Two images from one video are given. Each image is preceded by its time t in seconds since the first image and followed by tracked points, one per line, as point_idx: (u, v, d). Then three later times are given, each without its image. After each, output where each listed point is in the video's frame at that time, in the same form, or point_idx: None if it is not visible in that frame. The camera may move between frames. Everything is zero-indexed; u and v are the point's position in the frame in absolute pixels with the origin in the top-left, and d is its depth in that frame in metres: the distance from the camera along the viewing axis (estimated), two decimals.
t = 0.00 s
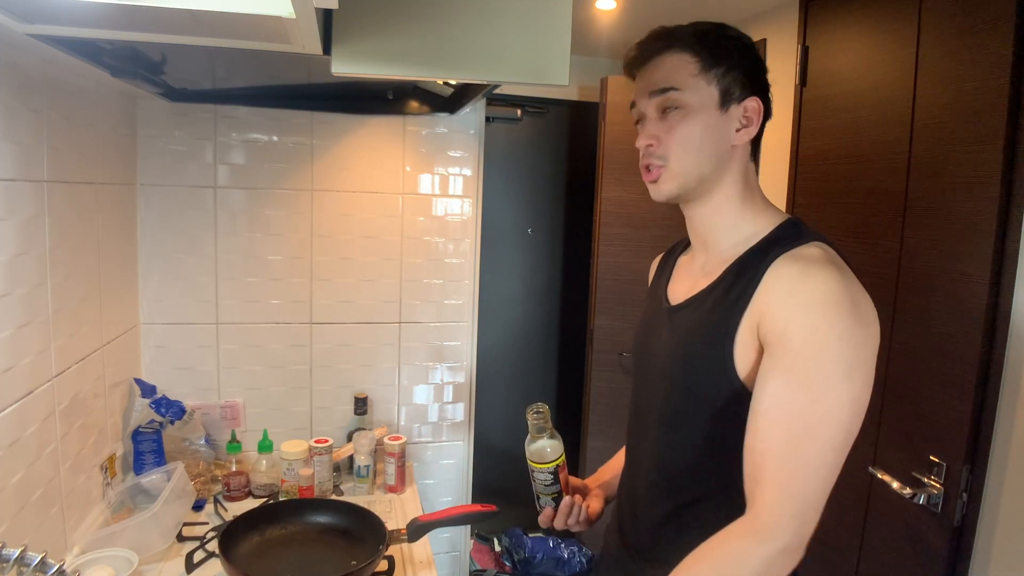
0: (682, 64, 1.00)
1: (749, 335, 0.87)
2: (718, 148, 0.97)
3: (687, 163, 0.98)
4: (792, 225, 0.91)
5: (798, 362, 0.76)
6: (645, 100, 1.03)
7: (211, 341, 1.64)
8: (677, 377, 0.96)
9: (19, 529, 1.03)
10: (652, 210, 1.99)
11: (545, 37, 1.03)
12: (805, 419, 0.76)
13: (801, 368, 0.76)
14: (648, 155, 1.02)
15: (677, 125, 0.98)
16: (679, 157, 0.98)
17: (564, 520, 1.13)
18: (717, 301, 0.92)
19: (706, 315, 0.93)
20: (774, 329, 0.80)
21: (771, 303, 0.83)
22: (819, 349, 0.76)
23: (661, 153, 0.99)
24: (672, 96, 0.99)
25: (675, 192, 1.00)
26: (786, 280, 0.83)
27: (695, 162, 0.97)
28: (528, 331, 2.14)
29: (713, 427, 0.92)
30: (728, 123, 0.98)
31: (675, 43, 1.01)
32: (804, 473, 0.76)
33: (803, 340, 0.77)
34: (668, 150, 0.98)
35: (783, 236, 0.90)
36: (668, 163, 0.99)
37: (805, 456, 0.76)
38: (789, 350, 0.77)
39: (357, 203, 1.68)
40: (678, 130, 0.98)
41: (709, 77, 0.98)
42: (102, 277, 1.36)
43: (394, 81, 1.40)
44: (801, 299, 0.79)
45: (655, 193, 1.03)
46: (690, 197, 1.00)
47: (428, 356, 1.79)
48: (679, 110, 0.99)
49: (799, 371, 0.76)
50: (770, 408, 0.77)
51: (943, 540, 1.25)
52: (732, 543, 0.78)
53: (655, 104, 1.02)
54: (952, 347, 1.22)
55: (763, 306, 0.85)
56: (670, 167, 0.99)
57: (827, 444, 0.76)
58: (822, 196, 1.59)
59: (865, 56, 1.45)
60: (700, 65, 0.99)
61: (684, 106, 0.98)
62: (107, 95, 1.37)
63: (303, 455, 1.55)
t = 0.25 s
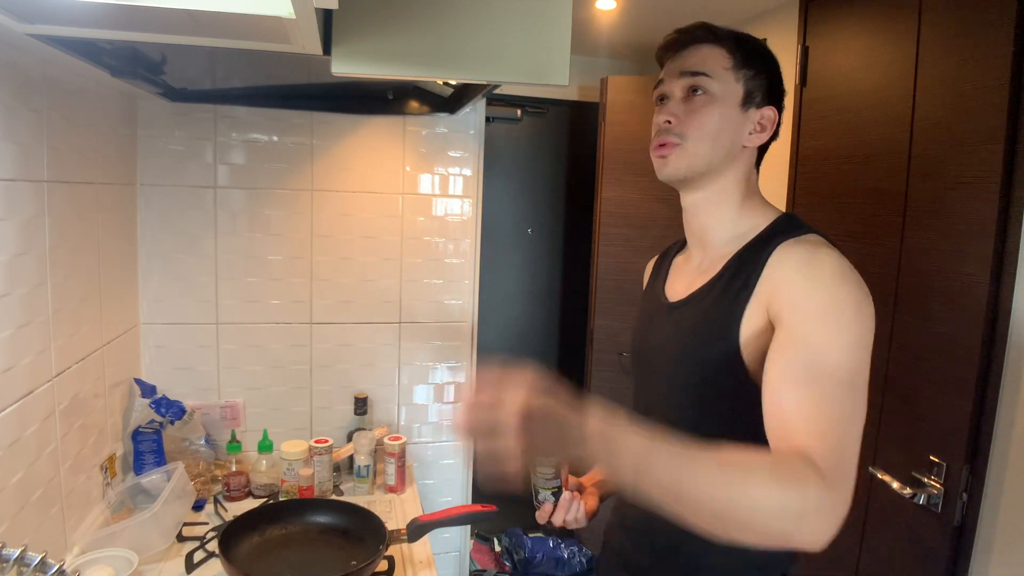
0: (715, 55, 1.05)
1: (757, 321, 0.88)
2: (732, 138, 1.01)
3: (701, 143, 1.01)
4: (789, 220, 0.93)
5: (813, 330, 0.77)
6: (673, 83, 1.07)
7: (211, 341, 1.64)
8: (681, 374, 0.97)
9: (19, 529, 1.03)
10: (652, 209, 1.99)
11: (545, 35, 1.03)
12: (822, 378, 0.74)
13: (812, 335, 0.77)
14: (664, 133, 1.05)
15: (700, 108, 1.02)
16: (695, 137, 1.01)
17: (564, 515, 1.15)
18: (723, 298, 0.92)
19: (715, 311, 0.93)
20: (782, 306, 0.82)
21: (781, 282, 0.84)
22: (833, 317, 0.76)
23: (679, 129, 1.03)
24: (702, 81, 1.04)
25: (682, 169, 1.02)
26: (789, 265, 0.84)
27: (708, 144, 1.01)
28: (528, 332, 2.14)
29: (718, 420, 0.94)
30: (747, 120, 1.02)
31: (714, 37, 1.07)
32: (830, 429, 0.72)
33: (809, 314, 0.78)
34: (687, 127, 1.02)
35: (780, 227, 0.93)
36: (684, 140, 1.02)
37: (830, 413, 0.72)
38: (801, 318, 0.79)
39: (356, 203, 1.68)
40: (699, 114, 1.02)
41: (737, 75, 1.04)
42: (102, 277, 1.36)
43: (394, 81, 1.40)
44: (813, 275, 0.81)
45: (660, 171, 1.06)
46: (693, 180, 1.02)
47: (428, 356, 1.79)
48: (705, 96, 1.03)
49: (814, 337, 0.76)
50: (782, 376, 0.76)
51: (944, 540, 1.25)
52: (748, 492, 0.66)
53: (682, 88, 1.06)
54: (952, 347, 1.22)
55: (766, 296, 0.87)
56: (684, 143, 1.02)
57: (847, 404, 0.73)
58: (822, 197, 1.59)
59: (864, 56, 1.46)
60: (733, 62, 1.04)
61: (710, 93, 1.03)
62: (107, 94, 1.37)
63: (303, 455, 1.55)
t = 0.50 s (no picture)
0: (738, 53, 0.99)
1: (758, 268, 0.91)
2: (744, 143, 0.99)
3: (714, 146, 0.98)
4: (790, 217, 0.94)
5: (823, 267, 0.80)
6: (692, 73, 1.01)
7: (211, 341, 1.64)
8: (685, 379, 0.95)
9: (19, 528, 1.03)
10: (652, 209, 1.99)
11: (545, 35, 1.03)
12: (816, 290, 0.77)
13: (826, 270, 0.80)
14: (677, 127, 0.99)
15: (720, 108, 0.98)
16: (711, 139, 0.98)
17: (558, 512, 1.14)
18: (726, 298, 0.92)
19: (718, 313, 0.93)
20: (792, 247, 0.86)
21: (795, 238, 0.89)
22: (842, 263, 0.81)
23: (697, 127, 0.98)
24: (723, 79, 0.99)
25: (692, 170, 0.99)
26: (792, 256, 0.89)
27: (721, 149, 0.98)
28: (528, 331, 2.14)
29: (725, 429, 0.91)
30: (761, 126, 0.99)
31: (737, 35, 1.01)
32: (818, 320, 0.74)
33: (822, 258, 0.81)
34: (703, 127, 0.98)
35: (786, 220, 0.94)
36: (699, 140, 0.98)
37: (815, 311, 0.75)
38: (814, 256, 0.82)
39: (356, 203, 1.68)
40: (717, 113, 0.98)
41: (759, 79, 0.99)
42: (102, 277, 1.36)
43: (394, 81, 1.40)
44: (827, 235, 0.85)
45: (668, 165, 1.02)
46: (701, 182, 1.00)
47: (428, 356, 1.79)
48: (725, 95, 0.98)
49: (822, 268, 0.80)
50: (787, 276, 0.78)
51: (943, 540, 1.25)
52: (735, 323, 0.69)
53: (700, 83, 1.00)
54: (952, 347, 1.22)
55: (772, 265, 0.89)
56: (699, 144, 0.98)
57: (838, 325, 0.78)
58: (822, 196, 1.59)
59: (865, 56, 1.45)
60: (756, 63, 1.00)
61: (731, 93, 0.98)
62: (107, 94, 1.37)
63: (303, 455, 1.55)
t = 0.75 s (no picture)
0: (735, 57, 1.00)
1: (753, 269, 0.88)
2: (744, 144, 0.99)
3: (714, 147, 0.97)
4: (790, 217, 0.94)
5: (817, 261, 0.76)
6: (689, 77, 1.01)
7: (212, 341, 1.64)
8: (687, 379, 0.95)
9: (19, 528, 1.03)
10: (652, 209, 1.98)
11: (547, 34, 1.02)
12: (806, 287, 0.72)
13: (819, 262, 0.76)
14: (677, 128, 0.99)
15: (718, 109, 0.98)
16: (711, 140, 0.97)
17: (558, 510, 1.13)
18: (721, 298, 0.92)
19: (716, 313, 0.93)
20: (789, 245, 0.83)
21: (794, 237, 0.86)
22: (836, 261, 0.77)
23: (696, 128, 0.97)
24: (721, 81, 0.99)
25: (693, 170, 0.98)
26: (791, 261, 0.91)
27: (721, 150, 0.97)
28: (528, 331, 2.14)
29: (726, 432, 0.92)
30: (759, 128, 1.00)
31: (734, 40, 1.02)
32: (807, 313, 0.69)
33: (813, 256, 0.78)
34: (702, 128, 0.97)
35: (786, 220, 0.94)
36: (699, 141, 0.97)
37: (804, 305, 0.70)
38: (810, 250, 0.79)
39: (356, 203, 1.68)
40: (718, 114, 0.98)
41: (757, 80, 1.00)
42: (102, 277, 1.36)
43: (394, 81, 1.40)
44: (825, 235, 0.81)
45: (668, 167, 1.00)
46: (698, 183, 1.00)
47: (428, 356, 1.79)
48: (723, 97, 0.98)
49: (815, 262, 0.76)
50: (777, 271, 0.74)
51: (944, 540, 1.25)
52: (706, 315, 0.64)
53: (699, 84, 1.00)
54: (951, 348, 1.22)
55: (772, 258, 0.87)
56: (699, 145, 0.97)
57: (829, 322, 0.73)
58: (822, 197, 1.59)
59: (864, 57, 1.46)
60: (752, 66, 1.01)
61: (728, 96, 0.99)
62: (107, 94, 1.37)
63: (303, 455, 1.55)
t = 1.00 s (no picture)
0: (740, 53, 1.00)
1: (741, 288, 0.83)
2: (749, 140, 0.97)
3: (718, 143, 0.96)
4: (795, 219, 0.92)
5: (805, 288, 0.71)
6: (693, 76, 1.02)
7: (212, 341, 1.64)
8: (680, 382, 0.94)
9: (19, 528, 1.03)
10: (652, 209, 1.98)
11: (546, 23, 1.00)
12: (788, 318, 0.67)
13: (806, 288, 0.71)
14: (680, 127, 0.99)
15: (721, 106, 0.97)
16: (714, 136, 0.96)
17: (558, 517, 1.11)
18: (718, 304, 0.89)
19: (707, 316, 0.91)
20: (781, 266, 0.77)
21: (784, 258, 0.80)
22: (825, 289, 0.72)
23: (698, 126, 0.97)
24: (724, 78, 0.99)
25: (697, 168, 0.97)
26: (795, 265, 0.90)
27: (726, 146, 0.96)
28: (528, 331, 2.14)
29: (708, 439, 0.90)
30: (766, 123, 0.98)
31: (740, 37, 1.02)
32: (784, 352, 0.64)
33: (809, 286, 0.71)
34: (704, 125, 0.97)
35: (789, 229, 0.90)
36: (700, 138, 0.97)
37: (783, 341, 0.65)
38: (797, 274, 0.73)
39: (356, 203, 1.68)
40: (720, 111, 0.97)
41: (762, 75, 0.99)
42: (102, 277, 1.36)
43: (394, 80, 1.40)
44: (818, 258, 0.76)
45: (671, 167, 1.00)
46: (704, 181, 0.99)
47: (428, 356, 1.79)
48: (726, 93, 0.98)
49: (802, 288, 0.70)
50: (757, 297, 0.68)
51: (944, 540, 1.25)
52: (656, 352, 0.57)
53: (703, 82, 1.01)
54: (952, 348, 1.22)
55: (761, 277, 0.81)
56: (701, 142, 0.96)
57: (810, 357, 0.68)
58: (822, 197, 1.59)
59: (865, 57, 1.45)
60: (759, 61, 1.00)
61: (732, 92, 0.98)
62: (107, 94, 1.37)
63: (303, 455, 1.56)
